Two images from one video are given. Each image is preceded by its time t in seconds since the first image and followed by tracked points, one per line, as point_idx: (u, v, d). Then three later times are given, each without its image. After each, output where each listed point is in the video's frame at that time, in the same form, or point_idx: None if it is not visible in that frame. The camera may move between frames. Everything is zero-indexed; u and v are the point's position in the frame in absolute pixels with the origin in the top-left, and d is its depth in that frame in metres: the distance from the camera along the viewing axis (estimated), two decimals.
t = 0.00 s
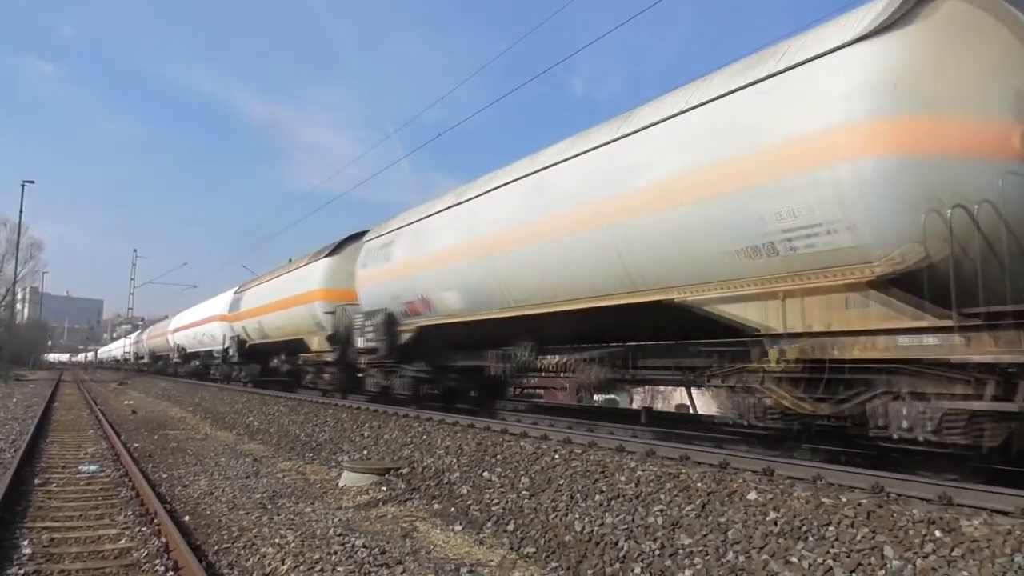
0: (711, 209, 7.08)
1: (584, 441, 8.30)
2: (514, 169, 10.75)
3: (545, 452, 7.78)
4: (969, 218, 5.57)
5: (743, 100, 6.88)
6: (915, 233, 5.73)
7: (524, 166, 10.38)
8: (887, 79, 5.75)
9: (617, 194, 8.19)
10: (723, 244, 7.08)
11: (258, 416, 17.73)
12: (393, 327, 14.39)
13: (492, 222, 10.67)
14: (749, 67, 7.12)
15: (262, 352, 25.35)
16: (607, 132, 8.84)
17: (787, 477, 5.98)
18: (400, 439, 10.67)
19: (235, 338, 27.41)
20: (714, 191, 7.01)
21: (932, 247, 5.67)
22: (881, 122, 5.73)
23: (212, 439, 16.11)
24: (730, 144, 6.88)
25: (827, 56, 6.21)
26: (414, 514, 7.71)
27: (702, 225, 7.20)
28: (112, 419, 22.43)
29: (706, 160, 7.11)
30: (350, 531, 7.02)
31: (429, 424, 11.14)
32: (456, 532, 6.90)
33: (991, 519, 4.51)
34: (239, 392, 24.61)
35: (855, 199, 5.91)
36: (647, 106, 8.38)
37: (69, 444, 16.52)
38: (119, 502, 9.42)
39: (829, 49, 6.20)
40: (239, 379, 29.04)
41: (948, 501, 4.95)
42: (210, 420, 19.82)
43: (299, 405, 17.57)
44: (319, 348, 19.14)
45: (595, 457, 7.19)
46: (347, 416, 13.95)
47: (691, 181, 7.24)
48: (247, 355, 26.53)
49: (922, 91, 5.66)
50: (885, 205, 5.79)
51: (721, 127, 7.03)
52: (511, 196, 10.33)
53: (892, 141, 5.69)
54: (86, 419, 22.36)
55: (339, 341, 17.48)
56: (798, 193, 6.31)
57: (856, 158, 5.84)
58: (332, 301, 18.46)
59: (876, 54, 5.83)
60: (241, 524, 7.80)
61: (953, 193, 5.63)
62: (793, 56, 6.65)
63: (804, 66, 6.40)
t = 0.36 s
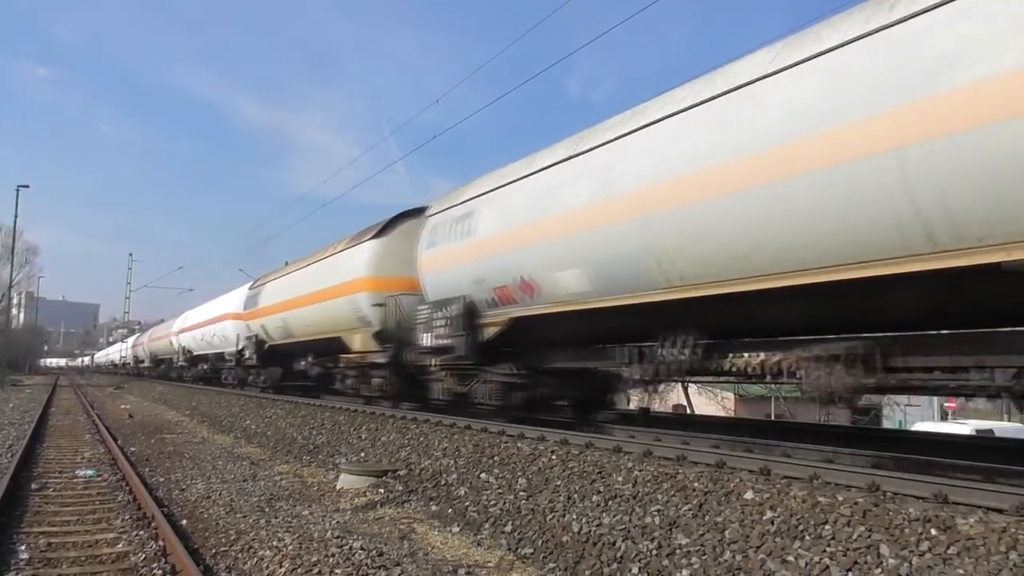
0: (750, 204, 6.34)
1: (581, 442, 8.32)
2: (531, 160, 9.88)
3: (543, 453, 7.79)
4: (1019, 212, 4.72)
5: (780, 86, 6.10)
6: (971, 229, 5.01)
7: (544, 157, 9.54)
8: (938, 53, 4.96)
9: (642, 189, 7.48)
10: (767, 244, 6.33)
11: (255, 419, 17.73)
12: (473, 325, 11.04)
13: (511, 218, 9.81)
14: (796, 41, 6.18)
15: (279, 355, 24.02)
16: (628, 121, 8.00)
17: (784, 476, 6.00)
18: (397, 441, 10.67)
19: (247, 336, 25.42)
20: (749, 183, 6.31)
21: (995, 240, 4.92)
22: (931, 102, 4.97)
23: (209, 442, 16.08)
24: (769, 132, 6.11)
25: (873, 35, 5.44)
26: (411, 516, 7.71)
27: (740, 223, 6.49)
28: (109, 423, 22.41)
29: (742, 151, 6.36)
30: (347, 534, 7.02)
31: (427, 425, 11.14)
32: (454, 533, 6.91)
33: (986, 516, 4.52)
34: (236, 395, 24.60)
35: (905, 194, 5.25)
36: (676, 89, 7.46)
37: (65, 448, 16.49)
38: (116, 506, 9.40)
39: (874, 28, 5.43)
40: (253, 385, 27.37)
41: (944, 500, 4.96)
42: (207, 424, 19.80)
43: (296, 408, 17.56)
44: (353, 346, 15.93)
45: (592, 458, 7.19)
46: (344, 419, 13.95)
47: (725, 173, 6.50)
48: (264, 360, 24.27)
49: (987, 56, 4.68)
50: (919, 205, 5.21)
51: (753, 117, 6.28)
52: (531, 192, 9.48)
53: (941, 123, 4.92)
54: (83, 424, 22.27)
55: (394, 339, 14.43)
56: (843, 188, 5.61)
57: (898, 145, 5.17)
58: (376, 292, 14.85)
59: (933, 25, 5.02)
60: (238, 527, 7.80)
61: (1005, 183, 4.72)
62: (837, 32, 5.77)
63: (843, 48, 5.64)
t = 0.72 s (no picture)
0: (760, 194, 6.66)
1: (579, 439, 8.32)
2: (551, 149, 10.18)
3: (540, 450, 7.78)
4: (1012, 202, 5.06)
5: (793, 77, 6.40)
6: (968, 217, 5.34)
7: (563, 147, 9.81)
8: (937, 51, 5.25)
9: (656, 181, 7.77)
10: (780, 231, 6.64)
11: (252, 418, 17.70)
12: (610, 308, 8.79)
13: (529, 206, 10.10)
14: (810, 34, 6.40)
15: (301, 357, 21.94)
16: (642, 114, 8.27)
17: (781, 473, 6.00)
18: (395, 439, 10.66)
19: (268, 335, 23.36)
20: (760, 174, 6.62)
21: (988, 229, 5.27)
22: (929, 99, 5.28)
23: (206, 442, 16.03)
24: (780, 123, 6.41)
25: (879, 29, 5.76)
26: (409, 514, 7.71)
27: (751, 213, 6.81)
28: (106, 423, 22.36)
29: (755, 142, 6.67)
30: (345, 532, 7.02)
31: (424, 423, 11.13)
32: (452, 531, 6.92)
33: (983, 511, 4.53)
34: (233, 394, 24.55)
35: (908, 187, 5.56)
36: (692, 77, 7.74)
37: (62, 449, 16.46)
38: (114, 507, 9.38)
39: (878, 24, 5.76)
40: (272, 388, 25.38)
41: (942, 495, 4.98)
42: (204, 424, 19.75)
43: (293, 407, 17.54)
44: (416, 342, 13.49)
45: (589, 455, 7.19)
46: (342, 418, 13.93)
47: (737, 164, 6.83)
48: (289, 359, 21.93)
49: (988, 54, 4.93)
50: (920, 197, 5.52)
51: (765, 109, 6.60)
52: (550, 181, 9.77)
53: (938, 119, 5.23)
54: (80, 424, 22.20)
55: (474, 330, 12.12)
56: (848, 178, 5.93)
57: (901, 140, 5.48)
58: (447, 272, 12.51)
59: (940, 23, 5.27)
60: (236, 526, 7.79)
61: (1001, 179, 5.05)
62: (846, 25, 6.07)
63: (849, 42, 5.97)
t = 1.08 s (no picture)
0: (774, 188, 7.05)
1: (580, 437, 8.32)
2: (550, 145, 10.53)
3: (542, 447, 7.78)
4: None
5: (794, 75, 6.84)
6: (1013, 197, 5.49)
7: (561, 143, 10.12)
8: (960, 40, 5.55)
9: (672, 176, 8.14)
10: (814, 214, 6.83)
11: (254, 416, 17.71)
12: (894, 275, 6.20)
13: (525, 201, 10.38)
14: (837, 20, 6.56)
15: (342, 351, 18.65)
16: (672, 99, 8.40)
17: (782, 470, 6.00)
18: (396, 436, 10.67)
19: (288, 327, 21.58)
20: (775, 168, 6.99)
21: (988, 215, 5.66)
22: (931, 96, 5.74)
23: (207, 440, 16.03)
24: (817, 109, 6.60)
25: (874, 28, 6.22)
26: (411, 511, 7.72)
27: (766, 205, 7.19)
28: (107, 421, 22.39)
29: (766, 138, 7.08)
30: (347, 530, 7.03)
31: (425, 421, 11.14)
32: (453, 529, 6.93)
33: (984, 509, 4.53)
34: (235, 392, 24.57)
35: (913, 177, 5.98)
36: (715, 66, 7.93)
37: (64, 446, 16.49)
38: (115, 504, 9.39)
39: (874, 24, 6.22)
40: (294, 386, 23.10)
41: (942, 492, 4.98)
42: (205, 421, 19.77)
43: (295, 405, 17.55)
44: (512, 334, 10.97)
45: (590, 453, 7.20)
46: (343, 415, 13.94)
47: (764, 152, 7.09)
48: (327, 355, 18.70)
49: None
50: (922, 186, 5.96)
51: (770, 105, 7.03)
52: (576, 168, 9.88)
53: (965, 105, 5.52)
54: (81, 422, 22.18)
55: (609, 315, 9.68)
56: (860, 172, 6.33)
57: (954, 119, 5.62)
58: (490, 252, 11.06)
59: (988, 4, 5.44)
60: (237, 523, 7.81)
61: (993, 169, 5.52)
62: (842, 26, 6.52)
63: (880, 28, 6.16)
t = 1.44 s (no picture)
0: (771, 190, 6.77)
1: (580, 433, 8.32)
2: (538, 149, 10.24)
3: (542, 444, 7.79)
4: None
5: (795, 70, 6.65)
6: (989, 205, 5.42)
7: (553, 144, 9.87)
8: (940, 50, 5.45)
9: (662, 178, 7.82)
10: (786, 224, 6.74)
11: (254, 413, 17.72)
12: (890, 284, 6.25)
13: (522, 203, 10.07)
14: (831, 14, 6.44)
15: (398, 348, 15.28)
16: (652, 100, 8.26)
17: (782, 465, 6.01)
18: (397, 433, 10.68)
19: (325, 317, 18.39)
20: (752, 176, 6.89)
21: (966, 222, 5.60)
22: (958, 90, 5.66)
23: (208, 437, 16.03)
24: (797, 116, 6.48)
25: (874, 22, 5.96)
26: (412, 508, 7.73)
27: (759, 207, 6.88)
28: (108, 419, 22.40)
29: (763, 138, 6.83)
30: (348, 527, 7.03)
31: (426, 418, 11.15)
32: (454, 525, 6.94)
33: (984, 503, 4.53)
34: (236, 390, 24.58)
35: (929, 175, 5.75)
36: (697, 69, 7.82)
37: (65, 445, 16.51)
38: (117, 502, 9.41)
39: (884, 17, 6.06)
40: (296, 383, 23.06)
41: (943, 486, 4.98)
42: (206, 419, 19.77)
43: (296, 402, 17.56)
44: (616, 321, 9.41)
45: (591, 449, 7.20)
46: (344, 413, 13.93)
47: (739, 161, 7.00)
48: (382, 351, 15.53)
49: None
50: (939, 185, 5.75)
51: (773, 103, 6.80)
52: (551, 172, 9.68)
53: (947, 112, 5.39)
54: (82, 420, 22.20)
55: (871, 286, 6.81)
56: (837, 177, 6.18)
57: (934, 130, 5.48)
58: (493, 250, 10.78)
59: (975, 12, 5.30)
60: (239, 521, 7.82)
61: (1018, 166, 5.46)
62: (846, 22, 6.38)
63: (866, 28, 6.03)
